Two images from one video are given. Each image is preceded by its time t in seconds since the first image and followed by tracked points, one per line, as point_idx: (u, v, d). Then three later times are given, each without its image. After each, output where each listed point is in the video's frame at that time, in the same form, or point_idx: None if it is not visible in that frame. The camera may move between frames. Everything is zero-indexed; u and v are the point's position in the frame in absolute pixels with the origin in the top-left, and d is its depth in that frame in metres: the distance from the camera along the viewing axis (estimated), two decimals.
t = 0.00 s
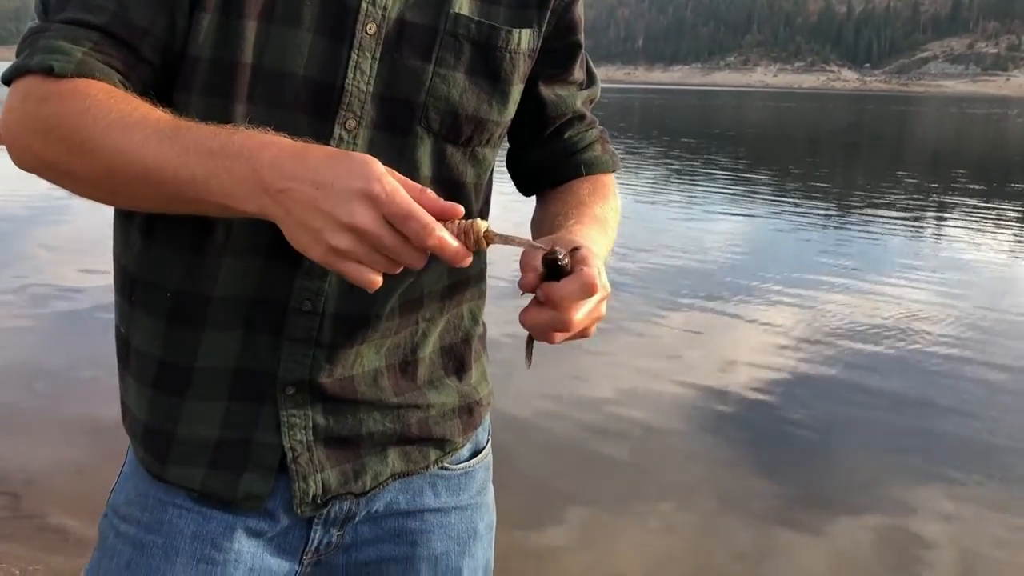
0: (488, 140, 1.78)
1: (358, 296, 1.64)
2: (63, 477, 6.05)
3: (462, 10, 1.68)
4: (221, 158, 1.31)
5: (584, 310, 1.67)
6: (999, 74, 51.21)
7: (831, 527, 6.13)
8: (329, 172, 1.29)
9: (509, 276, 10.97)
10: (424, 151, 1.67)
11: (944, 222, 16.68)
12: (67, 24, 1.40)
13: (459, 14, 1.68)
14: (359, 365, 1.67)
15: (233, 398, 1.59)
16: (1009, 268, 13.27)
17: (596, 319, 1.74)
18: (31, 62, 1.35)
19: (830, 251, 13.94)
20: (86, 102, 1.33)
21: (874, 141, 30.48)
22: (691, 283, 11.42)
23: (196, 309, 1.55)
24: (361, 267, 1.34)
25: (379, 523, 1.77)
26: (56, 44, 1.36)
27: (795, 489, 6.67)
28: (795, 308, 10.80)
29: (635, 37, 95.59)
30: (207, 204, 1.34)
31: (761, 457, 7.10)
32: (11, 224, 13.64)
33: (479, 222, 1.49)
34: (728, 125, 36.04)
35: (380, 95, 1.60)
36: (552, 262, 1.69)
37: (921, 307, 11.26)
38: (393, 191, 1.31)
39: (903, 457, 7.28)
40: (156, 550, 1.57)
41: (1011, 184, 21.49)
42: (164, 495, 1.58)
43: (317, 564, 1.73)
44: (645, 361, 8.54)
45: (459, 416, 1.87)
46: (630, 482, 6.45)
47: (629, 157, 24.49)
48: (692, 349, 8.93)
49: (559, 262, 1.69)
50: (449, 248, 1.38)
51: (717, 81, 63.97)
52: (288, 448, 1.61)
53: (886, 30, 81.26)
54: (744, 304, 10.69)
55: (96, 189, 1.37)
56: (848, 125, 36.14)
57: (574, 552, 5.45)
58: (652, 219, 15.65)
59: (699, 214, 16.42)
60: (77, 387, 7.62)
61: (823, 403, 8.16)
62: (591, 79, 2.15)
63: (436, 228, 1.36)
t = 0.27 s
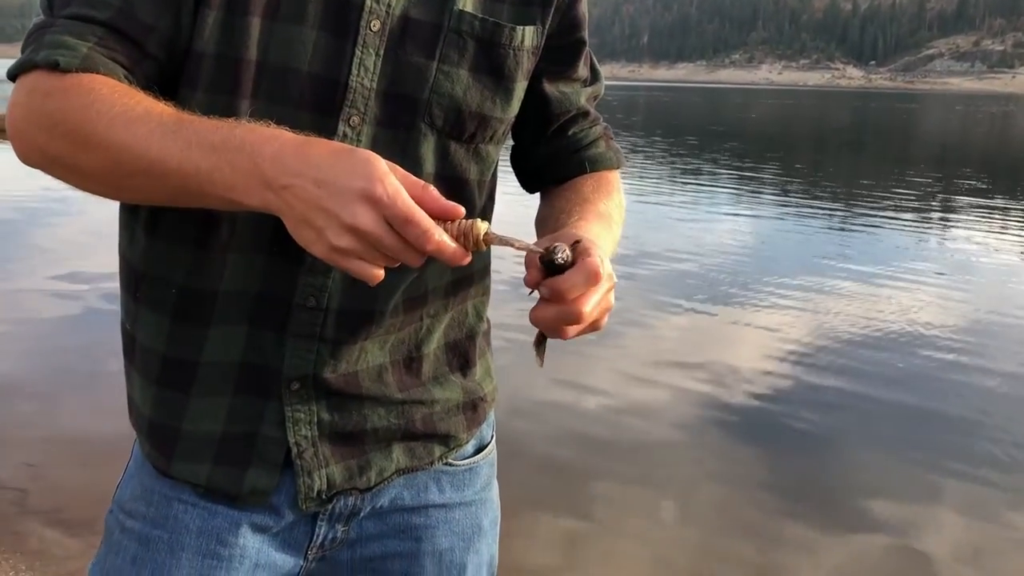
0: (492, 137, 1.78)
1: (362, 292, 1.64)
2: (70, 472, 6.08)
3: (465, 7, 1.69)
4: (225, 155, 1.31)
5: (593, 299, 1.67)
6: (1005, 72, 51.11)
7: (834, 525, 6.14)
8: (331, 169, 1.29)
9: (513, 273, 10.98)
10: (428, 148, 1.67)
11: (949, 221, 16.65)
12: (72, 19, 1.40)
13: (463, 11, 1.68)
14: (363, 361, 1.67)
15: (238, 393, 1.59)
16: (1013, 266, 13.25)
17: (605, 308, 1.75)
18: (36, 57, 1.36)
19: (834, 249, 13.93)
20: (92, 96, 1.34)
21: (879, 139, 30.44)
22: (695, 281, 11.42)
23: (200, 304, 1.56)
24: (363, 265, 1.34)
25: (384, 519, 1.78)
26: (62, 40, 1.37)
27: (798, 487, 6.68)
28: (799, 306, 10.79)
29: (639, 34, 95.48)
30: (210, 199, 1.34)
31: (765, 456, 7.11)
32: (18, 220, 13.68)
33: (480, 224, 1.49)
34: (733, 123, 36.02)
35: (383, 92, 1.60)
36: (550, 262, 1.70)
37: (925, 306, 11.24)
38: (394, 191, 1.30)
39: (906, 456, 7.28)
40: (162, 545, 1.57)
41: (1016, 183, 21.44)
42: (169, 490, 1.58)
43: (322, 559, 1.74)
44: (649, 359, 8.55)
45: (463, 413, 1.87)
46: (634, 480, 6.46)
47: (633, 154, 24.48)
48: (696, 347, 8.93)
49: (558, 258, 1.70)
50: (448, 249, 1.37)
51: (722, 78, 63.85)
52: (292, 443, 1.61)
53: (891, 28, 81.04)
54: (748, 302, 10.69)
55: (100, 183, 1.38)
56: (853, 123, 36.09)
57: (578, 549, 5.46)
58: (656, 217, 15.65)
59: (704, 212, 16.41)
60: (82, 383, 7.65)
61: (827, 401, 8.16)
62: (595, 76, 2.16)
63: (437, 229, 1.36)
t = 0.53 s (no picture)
0: (499, 135, 1.78)
1: (368, 289, 1.64)
2: (76, 469, 6.09)
3: (472, 5, 1.69)
4: (238, 156, 1.32)
5: (602, 294, 1.67)
6: (1011, 69, 50.97)
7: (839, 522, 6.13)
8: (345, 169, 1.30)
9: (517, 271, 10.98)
10: (434, 146, 1.68)
11: (955, 218, 16.61)
12: (84, 19, 1.41)
13: (469, 8, 1.68)
14: (370, 359, 1.68)
15: (246, 390, 1.60)
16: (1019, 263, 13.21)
17: (616, 302, 1.75)
18: (48, 57, 1.36)
19: (839, 247, 13.92)
20: (104, 97, 1.34)
21: (884, 137, 30.38)
22: (699, 279, 11.41)
23: (210, 302, 1.57)
24: (377, 265, 1.35)
25: (390, 516, 1.78)
26: (73, 40, 1.37)
27: (803, 484, 6.67)
28: (804, 304, 10.78)
29: (644, 33, 95.38)
30: (222, 199, 1.34)
31: (771, 453, 7.10)
32: (24, 218, 13.71)
33: (494, 222, 1.49)
34: (737, 121, 35.94)
35: (390, 90, 1.61)
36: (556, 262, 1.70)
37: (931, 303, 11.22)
38: (407, 191, 1.31)
39: (911, 454, 7.27)
40: (169, 542, 1.58)
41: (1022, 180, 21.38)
42: (177, 487, 1.59)
43: (328, 556, 1.75)
44: (654, 357, 8.55)
45: (470, 410, 1.87)
46: (639, 477, 6.46)
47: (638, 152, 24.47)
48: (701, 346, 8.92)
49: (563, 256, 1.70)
50: (460, 252, 1.38)
51: (726, 76, 63.74)
52: (299, 440, 1.62)
53: (897, 25, 80.80)
54: (753, 300, 10.68)
55: (112, 183, 1.38)
56: (858, 120, 36.01)
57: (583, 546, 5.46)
58: (661, 215, 15.64)
59: (709, 210, 16.39)
60: (88, 380, 7.67)
61: (832, 399, 8.14)
62: (602, 73, 2.16)
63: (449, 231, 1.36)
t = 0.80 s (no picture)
0: (507, 134, 1.79)
1: (376, 289, 1.65)
2: (79, 469, 6.10)
3: (479, 5, 1.69)
4: (247, 165, 1.33)
5: (597, 286, 1.67)
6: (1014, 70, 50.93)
7: (842, 524, 6.13)
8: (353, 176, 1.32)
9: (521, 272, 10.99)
10: (443, 147, 1.68)
11: (957, 220, 16.60)
12: (91, 21, 1.42)
13: (477, 9, 1.69)
14: (377, 359, 1.68)
15: (254, 389, 1.60)
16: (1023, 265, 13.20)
17: (613, 300, 1.74)
18: (55, 60, 1.37)
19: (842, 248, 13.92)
20: (112, 102, 1.35)
21: (887, 138, 30.36)
22: (702, 281, 11.42)
23: (217, 302, 1.57)
24: (386, 269, 1.36)
25: (396, 516, 1.79)
26: (80, 44, 1.38)
27: (806, 486, 6.67)
28: (807, 306, 10.78)
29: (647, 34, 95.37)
30: (232, 207, 1.36)
31: (773, 454, 7.10)
32: (27, 219, 13.74)
33: (503, 216, 1.51)
34: (740, 122, 35.94)
35: (398, 91, 1.61)
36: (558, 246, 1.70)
37: (934, 305, 11.22)
38: (414, 195, 1.33)
39: (914, 455, 7.27)
40: (177, 541, 1.59)
41: None
42: (184, 487, 1.60)
43: (335, 556, 1.75)
44: (657, 359, 8.56)
45: (476, 410, 1.88)
46: (641, 479, 6.47)
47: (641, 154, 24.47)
48: (704, 347, 8.93)
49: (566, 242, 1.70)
50: (474, 245, 1.39)
51: (729, 77, 63.71)
52: (306, 440, 1.62)
53: (900, 26, 80.69)
54: (756, 302, 10.68)
55: (120, 189, 1.39)
56: (861, 121, 35.99)
57: (586, 547, 5.46)
58: (664, 216, 15.65)
59: (712, 211, 16.40)
60: (92, 381, 7.68)
61: (835, 400, 8.15)
62: (609, 73, 2.16)
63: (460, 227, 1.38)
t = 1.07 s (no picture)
0: (510, 135, 1.80)
1: (378, 290, 1.65)
2: (80, 470, 6.11)
3: (482, 6, 1.69)
4: (252, 178, 1.33)
5: (599, 263, 1.66)
6: (1013, 71, 50.99)
7: (843, 523, 6.14)
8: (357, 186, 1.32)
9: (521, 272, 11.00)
10: (446, 148, 1.69)
11: (957, 220, 16.60)
12: (94, 27, 1.42)
13: (480, 10, 1.69)
14: (380, 360, 1.69)
15: (257, 390, 1.61)
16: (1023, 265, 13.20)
17: (616, 281, 1.73)
18: (59, 67, 1.37)
19: (842, 249, 13.93)
20: (116, 112, 1.36)
21: (887, 138, 30.38)
22: (703, 281, 11.43)
23: (220, 304, 1.57)
24: (391, 275, 1.37)
25: (399, 516, 1.79)
26: (83, 50, 1.38)
27: (806, 487, 6.68)
28: (807, 306, 10.79)
29: (646, 35, 95.43)
30: (238, 219, 1.36)
31: (774, 455, 7.11)
32: (28, 219, 13.75)
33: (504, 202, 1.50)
34: (740, 122, 35.96)
35: (401, 93, 1.61)
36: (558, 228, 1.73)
37: (934, 305, 11.22)
38: (418, 201, 1.33)
39: (914, 457, 7.28)
40: (180, 542, 1.59)
41: None
42: (187, 487, 1.60)
43: (338, 556, 1.75)
44: (657, 360, 8.57)
45: (479, 411, 1.88)
46: (641, 480, 6.47)
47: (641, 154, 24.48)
48: (704, 348, 8.94)
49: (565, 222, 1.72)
50: (480, 234, 1.40)
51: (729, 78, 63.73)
52: (309, 441, 1.62)
53: (900, 27, 80.78)
54: (756, 303, 10.69)
55: (127, 198, 1.39)
56: (861, 122, 36.02)
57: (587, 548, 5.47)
58: (664, 217, 15.67)
59: (711, 212, 16.41)
60: (93, 381, 7.69)
61: (835, 401, 8.15)
62: (612, 72, 2.17)
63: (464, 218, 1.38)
